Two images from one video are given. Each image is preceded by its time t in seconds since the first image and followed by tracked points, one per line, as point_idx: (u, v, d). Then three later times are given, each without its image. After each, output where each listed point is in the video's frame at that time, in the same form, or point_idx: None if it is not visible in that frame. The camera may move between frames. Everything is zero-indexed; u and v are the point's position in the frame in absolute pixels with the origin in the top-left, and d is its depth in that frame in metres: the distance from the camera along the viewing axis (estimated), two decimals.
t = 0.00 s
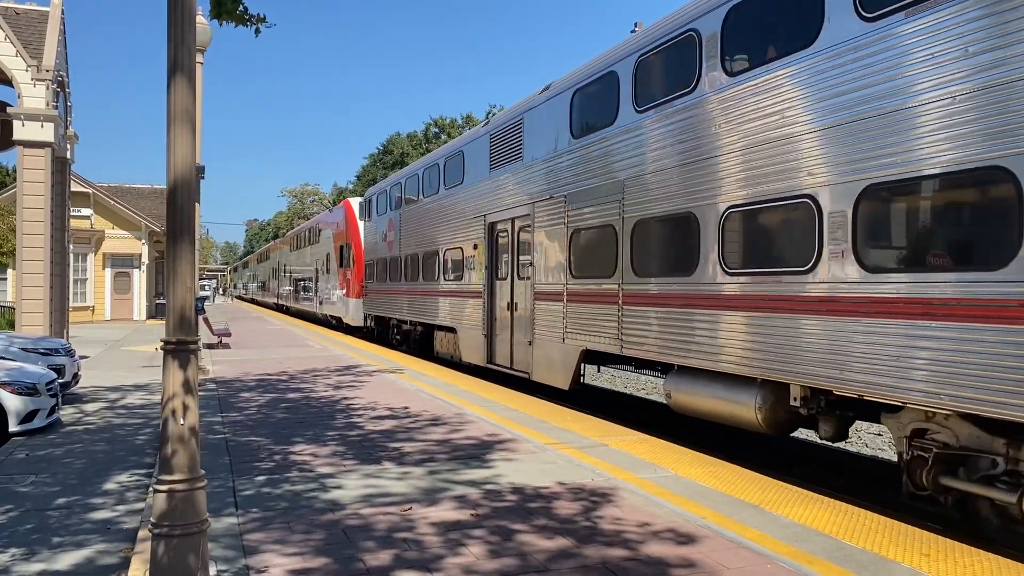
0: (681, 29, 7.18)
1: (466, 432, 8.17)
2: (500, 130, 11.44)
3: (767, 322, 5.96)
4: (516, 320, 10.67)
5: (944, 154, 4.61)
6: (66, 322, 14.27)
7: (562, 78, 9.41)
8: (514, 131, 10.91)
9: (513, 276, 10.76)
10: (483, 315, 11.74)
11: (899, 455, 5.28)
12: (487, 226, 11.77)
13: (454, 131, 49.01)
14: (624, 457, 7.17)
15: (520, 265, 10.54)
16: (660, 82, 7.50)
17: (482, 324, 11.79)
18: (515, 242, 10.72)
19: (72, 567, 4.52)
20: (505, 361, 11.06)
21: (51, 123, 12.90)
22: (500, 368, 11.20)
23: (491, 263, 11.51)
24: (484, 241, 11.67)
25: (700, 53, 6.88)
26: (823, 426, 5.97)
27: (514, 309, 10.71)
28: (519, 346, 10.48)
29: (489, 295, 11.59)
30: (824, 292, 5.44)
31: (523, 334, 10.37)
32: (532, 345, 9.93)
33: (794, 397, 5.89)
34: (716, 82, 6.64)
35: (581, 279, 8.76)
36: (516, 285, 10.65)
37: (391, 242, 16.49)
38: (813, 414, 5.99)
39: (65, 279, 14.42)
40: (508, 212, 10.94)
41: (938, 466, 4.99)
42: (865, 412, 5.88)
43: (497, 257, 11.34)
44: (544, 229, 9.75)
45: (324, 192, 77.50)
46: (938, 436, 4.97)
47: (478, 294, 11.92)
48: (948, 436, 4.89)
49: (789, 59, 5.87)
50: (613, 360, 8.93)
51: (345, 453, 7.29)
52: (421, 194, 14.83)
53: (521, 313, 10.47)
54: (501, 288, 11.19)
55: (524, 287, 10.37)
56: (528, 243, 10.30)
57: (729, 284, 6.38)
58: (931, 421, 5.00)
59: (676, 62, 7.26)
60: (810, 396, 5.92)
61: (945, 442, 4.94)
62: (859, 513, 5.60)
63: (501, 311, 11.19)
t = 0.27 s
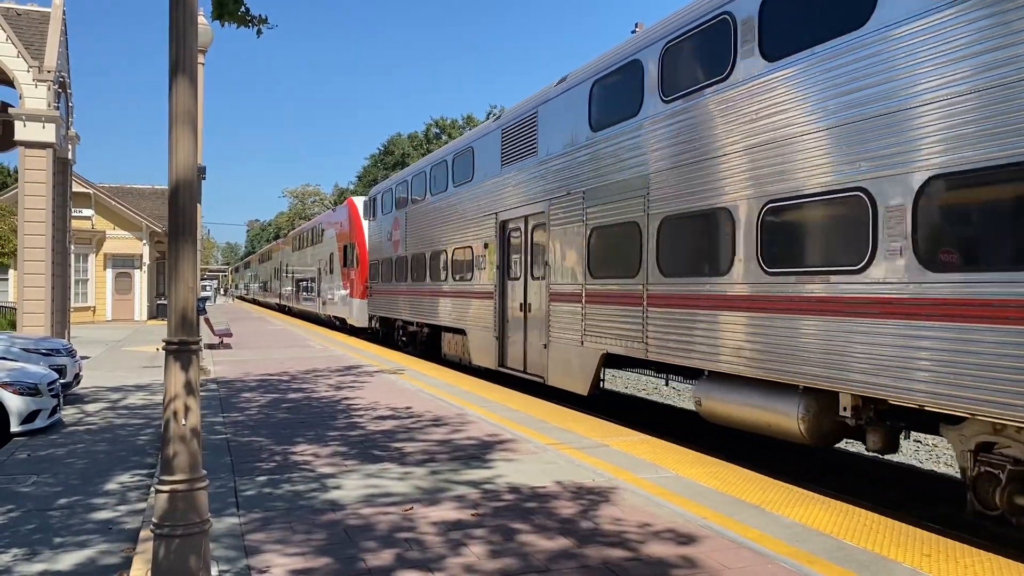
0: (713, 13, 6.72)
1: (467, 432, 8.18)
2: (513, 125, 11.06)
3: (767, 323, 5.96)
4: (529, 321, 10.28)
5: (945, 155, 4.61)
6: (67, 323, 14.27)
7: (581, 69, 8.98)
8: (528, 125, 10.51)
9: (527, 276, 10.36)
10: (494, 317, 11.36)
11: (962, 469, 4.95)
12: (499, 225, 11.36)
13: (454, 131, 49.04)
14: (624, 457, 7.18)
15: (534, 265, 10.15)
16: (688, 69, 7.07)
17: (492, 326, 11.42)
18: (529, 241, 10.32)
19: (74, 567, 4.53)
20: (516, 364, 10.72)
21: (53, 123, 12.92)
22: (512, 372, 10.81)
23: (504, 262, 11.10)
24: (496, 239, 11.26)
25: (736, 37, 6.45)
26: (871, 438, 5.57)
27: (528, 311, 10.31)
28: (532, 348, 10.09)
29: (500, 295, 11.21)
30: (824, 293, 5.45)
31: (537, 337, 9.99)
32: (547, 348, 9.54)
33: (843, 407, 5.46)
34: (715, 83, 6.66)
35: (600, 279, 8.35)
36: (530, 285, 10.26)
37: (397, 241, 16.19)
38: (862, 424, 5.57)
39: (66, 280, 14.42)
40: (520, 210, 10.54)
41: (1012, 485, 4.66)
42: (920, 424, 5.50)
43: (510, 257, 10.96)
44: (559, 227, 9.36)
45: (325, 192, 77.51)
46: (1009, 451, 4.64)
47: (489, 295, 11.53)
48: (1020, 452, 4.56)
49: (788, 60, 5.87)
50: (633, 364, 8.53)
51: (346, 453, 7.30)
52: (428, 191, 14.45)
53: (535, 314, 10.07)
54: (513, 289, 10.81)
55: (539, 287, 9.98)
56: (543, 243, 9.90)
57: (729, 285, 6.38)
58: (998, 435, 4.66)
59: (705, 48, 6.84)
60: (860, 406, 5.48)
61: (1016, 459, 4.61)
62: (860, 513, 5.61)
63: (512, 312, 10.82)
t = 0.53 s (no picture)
0: (732, 5, 6.52)
1: (469, 433, 8.19)
2: (529, 120, 10.64)
3: (769, 324, 5.97)
4: (545, 324, 9.87)
5: (945, 156, 4.62)
6: (70, 325, 14.30)
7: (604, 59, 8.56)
8: (545, 119, 10.10)
9: (545, 277, 9.94)
10: (507, 319, 10.96)
11: None
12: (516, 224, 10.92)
13: (456, 132, 49.08)
14: (627, 458, 7.19)
15: (552, 265, 9.75)
16: (725, 56, 6.62)
17: (505, 329, 11.03)
18: (547, 240, 9.91)
19: (78, 568, 4.54)
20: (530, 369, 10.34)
21: (56, 126, 12.96)
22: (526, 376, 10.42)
23: (521, 262, 10.67)
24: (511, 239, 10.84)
25: (779, 20, 6.03)
26: (932, 451, 5.15)
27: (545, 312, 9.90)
28: (549, 352, 9.69)
29: (515, 296, 10.80)
30: (826, 295, 5.46)
31: (554, 341, 9.58)
32: (566, 352, 9.13)
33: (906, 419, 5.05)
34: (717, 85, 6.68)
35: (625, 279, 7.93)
36: (547, 285, 9.87)
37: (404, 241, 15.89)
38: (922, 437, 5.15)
39: (69, 282, 14.45)
40: (538, 208, 10.11)
41: None
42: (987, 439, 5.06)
43: (526, 257, 10.55)
44: (579, 225, 8.94)
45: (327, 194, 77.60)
46: None
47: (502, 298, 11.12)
48: None
49: (790, 62, 5.89)
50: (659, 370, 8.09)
51: (348, 454, 7.31)
52: (439, 189, 14.06)
53: (553, 316, 9.65)
54: (529, 290, 10.40)
55: (556, 288, 9.56)
56: (561, 242, 9.48)
57: (730, 286, 6.39)
58: None
59: (742, 34, 6.43)
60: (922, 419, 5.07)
61: None
62: (862, 514, 5.61)
63: (528, 313, 10.41)
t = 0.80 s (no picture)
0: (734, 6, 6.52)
1: (472, 435, 8.18)
2: (545, 113, 10.19)
3: (771, 324, 5.95)
4: (565, 327, 9.45)
5: (946, 156, 4.62)
6: (73, 327, 14.30)
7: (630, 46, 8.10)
8: (563, 112, 9.65)
9: (565, 277, 9.51)
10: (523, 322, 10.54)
11: None
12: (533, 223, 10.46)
13: (459, 134, 49.12)
14: (630, 460, 7.17)
15: (572, 265, 9.33)
16: (766, 41, 6.17)
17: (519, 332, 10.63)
18: (566, 239, 9.49)
19: (82, 571, 4.54)
20: (548, 373, 9.94)
21: (59, 128, 12.99)
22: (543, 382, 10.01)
23: (539, 262, 10.23)
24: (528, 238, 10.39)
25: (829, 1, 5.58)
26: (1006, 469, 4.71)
27: (564, 314, 9.49)
28: (570, 356, 9.27)
29: (532, 297, 10.38)
30: (828, 295, 5.44)
31: (574, 345, 9.18)
32: (588, 357, 8.70)
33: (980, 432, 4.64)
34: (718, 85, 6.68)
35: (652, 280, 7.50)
36: (566, 286, 9.46)
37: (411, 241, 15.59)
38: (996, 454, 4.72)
39: (73, 285, 14.45)
40: (556, 205, 9.67)
41: None
42: None
43: (544, 256, 10.12)
44: (601, 223, 8.52)
45: (330, 196, 77.68)
46: None
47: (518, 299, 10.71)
48: None
49: (791, 62, 5.88)
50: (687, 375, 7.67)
51: (351, 456, 7.30)
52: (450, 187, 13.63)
53: (574, 319, 9.21)
54: (547, 291, 9.99)
55: (578, 289, 9.12)
56: (582, 241, 9.05)
57: (734, 287, 6.36)
58: None
59: (762, 25, 6.21)
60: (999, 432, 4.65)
61: None
62: (867, 514, 5.60)
63: (546, 315, 9.99)
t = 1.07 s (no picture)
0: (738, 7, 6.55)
1: (476, 436, 8.19)
2: (566, 107, 9.76)
3: (774, 325, 5.96)
4: (586, 330, 9.05)
5: (948, 156, 4.64)
6: (78, 329, 14.34)
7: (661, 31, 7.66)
8: (584, 105, 9.21)
9: (586, 277, 9.11)
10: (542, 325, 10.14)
11: None
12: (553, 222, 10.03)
13: (464, 135, 49.19)
14: (634, 461, 7.17)
15: (593, 266, 8.95)
16: (815, 22, 5.75)
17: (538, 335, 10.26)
18: (587, 237, 9.10)
19: (87, 571, 4.55)
20: (569, 378, 9.56)
21: (64, 131, 13.03)
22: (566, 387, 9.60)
23: (560, 261, 9.82)
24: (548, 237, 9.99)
25: None
26: None
27: (586, 316, 9.08)
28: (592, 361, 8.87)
29: (551, 298, 9.98)
30: (832, 296, 5.44)
31: (595, 349, 8.79)
32: (613, 362, 8.29)
33: None
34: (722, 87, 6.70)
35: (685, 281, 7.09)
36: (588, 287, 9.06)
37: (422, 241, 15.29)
38: None
39: (78, 287, 14.49)
40: (575, 202, 9.26)
41: None
42: None
43: (563, 256, 9.73)
44: (625, 220, 8.11)
45: (334, 197, 77.80)
46: None
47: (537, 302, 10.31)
48: None
49: (796, 63, 5.89)
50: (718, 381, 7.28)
51: (356, 457, 7.31)
52: (464, 184, 13.23)
53: (596, 321, 8.80)
54: (567, 292, 9.61)
55: (601, 289, 8.70)
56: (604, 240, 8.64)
57: (738, 288, 6.37)
58: None
59: (765, 27, 6.25)
60: None
61: None
62: (871, 515, 5.59)
63: (566, 317, 9.59)
